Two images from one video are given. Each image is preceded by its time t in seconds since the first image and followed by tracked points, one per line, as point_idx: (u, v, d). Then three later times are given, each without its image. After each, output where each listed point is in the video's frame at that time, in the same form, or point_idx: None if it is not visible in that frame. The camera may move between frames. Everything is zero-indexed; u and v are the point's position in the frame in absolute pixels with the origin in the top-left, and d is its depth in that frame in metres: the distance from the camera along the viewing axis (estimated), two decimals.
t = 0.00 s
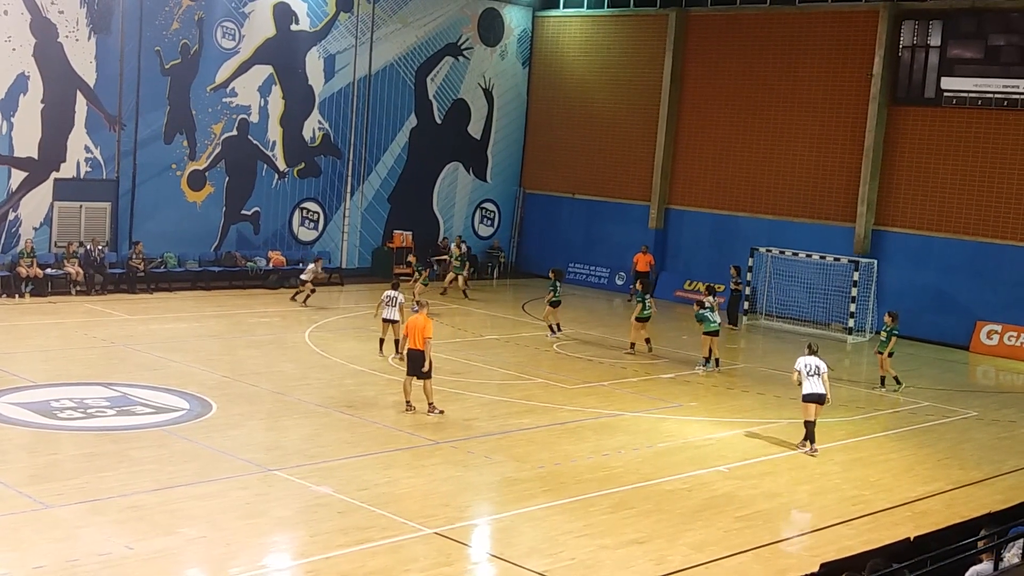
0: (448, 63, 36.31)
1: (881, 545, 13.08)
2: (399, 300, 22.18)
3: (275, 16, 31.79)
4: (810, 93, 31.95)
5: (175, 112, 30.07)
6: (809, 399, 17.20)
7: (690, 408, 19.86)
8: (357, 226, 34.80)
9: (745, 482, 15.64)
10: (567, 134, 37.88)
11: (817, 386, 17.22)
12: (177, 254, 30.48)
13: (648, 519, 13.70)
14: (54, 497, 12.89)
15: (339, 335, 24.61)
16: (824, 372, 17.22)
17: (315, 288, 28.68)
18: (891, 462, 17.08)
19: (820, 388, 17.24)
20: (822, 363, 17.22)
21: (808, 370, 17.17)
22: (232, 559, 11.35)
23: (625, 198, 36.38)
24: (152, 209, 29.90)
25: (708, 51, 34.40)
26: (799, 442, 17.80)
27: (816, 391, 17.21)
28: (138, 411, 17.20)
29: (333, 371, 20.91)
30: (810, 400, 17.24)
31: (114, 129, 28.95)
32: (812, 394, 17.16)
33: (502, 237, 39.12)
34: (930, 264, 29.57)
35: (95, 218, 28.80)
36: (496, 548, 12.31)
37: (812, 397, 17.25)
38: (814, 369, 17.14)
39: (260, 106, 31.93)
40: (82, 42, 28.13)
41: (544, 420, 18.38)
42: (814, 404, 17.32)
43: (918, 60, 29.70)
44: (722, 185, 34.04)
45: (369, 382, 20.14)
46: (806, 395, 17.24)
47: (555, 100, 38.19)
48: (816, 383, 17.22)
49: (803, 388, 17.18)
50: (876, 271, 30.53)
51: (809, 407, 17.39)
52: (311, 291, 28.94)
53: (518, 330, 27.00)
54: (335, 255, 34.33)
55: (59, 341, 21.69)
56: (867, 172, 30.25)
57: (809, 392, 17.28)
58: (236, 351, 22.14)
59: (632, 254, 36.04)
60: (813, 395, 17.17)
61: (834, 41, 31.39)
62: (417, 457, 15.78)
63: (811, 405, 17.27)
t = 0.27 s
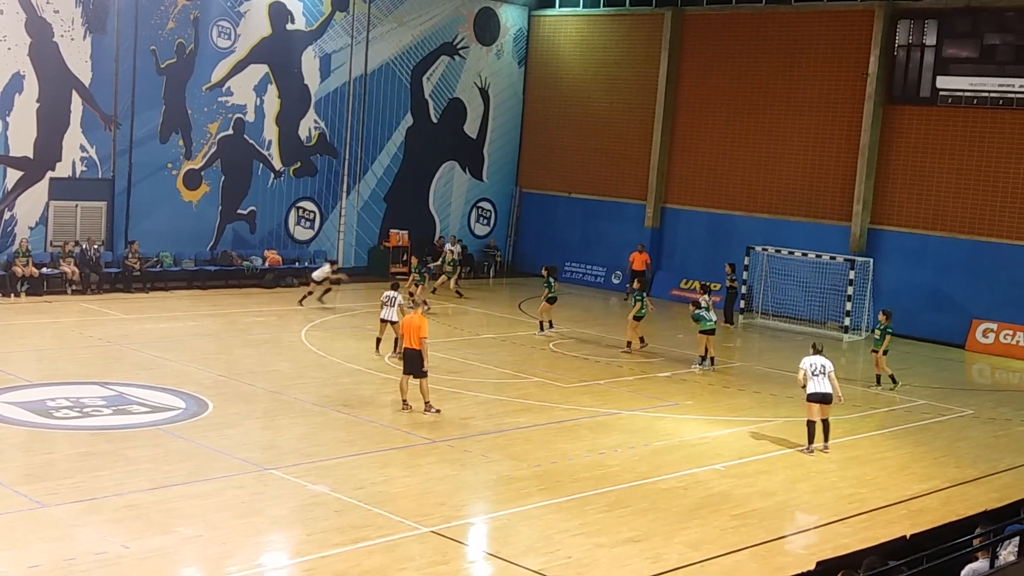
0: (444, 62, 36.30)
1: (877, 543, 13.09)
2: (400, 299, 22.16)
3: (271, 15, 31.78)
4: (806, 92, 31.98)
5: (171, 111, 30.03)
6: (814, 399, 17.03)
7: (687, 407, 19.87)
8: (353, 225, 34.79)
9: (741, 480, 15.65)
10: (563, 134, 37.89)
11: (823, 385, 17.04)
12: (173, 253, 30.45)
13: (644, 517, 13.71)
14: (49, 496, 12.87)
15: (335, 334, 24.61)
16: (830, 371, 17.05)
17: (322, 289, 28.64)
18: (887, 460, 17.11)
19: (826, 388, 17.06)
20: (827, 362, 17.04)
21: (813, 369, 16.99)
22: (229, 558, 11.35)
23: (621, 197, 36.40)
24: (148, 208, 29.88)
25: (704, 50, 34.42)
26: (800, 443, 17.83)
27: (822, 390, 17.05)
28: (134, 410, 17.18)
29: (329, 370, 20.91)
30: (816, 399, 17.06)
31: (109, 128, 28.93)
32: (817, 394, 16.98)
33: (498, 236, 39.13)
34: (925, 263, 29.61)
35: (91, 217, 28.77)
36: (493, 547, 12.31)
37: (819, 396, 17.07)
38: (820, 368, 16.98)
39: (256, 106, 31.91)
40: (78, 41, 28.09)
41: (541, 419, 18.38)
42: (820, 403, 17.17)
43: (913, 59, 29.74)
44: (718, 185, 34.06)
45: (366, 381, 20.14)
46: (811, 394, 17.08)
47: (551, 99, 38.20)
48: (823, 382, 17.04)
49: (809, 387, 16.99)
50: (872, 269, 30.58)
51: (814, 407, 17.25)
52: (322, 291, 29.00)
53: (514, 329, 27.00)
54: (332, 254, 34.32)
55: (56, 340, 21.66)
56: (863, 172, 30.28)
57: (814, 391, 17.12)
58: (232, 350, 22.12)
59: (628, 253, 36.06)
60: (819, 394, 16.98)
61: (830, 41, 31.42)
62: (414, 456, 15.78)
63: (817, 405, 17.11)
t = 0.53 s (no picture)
0: (442, 60, 36.28)
1: (876, 541, 13.10)
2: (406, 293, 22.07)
3: (270, 13, 31.76)
4: (805, 90, 31.97)
5: (169, 109, 30.01)
6: (822, 398, 17.09)
7: (686, 405, 19.88)
8: (352, 223, 34.77)
9: (740, 478, 15.66)
10: (562, 132, 37.88)
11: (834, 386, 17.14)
12: (171, 251, 30.44)
13: (643, 516, 13.72)
14: (49, 495, 12.87)
15: (334, 332, 24.61)
16: (841, 372, 17.19)
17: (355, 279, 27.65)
18: (887, 458, 17.11)
19: (836, 389, 17.14)
20: (839, 363, 17.18)
21: (824, 369, 17.11)
22: (228, 557, 11.34)
23: (620, 194, 36.39)
24: (147, 206, 29.87)
25: (703, 47, 34.41)
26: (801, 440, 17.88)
27: (832, 391, 17.12)
28: (133, 409, 17.19)
29: (328, 368, 20.90)
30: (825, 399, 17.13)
31: (108, 126, 28.91)
32: (826, 394, 17.07)
33: (497, 234, 39.11)
34: (924, 260, 29.60)
35: (90, 216, 28.76)
36: (492, 545, 12.32)
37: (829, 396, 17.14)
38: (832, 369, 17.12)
39: (255, 104, 31.89)
40: (77, 39, 28.07)
41: (540, 417, 18.39)
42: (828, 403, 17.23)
43: (912, 57, 29.74)
44: (717, 182, 34.05)
45: (365, 380, 20.14)
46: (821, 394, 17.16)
47: (550, 97, 38.19)
48: (833, 383, 17.14)
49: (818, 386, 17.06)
50: (871, 267, 30.47)
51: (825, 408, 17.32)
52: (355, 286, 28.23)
53: (513, 327, 26.99)
54: (331, 252, 34.30)
55: (55, 339, 21.66)
56: (862, 169, 30.27)
57: (823, 391, 17.21)
58: (232, 348, 22.12)
59: (627, 251, 36.05)
60: (827, 394, 17.06)
61: (829, 38, 31.41)
62: (413, 454, 15.79)
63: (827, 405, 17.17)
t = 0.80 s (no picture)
0: (434, 61, 36.28)
1: (867, 543, 13.13)
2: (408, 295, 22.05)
3: (261, 14, 31.72)
4: (796, 93, 32.04)
5: (161, 111, 29.95)
6: (820, 399, 17.18)
7: (677, 407, 19.90)
8: (344, 225, 34.74)
9: (731, 480, 15.68)
10: (554, 134, 37.91)
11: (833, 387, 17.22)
12: (162, 253, 30.38)
13: (635, 517, 13.73)
14: (39, 497, 12.84)
15: (326, 334, 24.59)
16: (841, 373, 17.23)
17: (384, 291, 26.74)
18: (878, 460, 17.15)
19: (835, 390, 17.20)
20: (839, 365, 17.24)
21: (825, 370, 17.20)
22: (219, 559, 11.32)
23: (612, 196, 36.43)
24: (138, 208, 29.81)
25: (694, 49, 34.46)
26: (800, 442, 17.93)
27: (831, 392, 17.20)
28: (124, 411, 17.15)
29: (320, 370, 20.88)
30: (824, 401, 17.23)
31: (99, 127, 28.84)
32: (824, 395, 17.16)
33: (489, 236, 39.12)
34: (915, 263, 29.69)
35: (81, 217, 28.69)
36: (483, 547, 12.31)
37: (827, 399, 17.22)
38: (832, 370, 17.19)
39: (246, 105, 31.85)
40: (68, 41, 28.00)
41: (532, 419, 18.39)
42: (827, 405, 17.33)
43: (903, 60, 29.84)
44: (708, 184, 34.11)
45: (357, 382, 20.13)
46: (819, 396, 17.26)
47: (542, 99, 38.21)
48: (833, 384, 17.21)
49: (816, 387, 17.17)
50: (862, 269, 30.63)
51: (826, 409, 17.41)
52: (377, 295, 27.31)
53: (504, 329, 27.00)
54: (322, 254, 34.28)
55: (45, 341, 21.60)
56: (853, 172, 30.34)
57: (822, 393, 17.29)
58: (223, 350, 22.09)
59: (619, 253, 36.09)
60: (825, 395, 17.15)
61: (820, 41, 31.48)
62: (405, 456, 15.78)
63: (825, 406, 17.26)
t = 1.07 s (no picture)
0: (423, 58, 36.25)
1: (855, 537, 13.17)
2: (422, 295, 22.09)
3: (250, 11, 31.66)
4: (784, 89, 32.09)
5: (149, 108, 29.86)
6: (811, 394, 17.27)
7: (667, 402, 19.93)
8: (333, 222, 34.70)
9: (721, 475, 15.71)
10: (543, 130, 37.92)
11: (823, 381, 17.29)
12: (151, 250, 30.30)
13: (624, 513, 13.75)
14: (27, 495, 12.80)
15: (316, 331, 24.57)
16: (831, 368, 17.24)
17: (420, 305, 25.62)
18: (867, 454, 17.20)
19: (825, 384, 17.26)
20: (830, 359, 17.28)
21: (815, 365, 17.25)
22: (208, 556, 11.31)
23: (601, 192, 36.46)
24: (126, 205, 29.72)
25: (683, 45, 34.50)
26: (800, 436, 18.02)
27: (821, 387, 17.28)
28: (113, 408, 17.10)
29: (310, 367, 20.85)
30: (813, 395, 17.32)
31: (87, 125, 28.73)
32: (814, 389, 17.26)
33: (478, 233, 39.12)
34: (903, 257, 29.78)
35: (69, 215, 28.58)
36: (473, 543, 12.32)
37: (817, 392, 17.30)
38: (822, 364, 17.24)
39: (235, 102, 31.78)
40: (55, 38, 27.89)
41: (522, 415, 18.41)
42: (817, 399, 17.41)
43: (891, 55, 29.93)
44: (697, 180, 34.15)
45: (346, 379, 20.11)
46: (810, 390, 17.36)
47: (531, 95, 38.21)
48: (822, 378, 17.27)
49: (806, 381, 17.25)
50: (851, 264, 30.64)
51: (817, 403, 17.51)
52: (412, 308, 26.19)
53: (494, 325, 27.01)
54: (312, 251, 34.25)
55: (34, 339, 21.53)
56: (842, 167, 30.42)
57: (813, 387, 17.35)
58: (213, 347, 22.04)
59: (609, 249, 36.12)
60: (814, 390, 17.25)
61: (808, 37, 31.54)
62: (395, 452, 15.77)
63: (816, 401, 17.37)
